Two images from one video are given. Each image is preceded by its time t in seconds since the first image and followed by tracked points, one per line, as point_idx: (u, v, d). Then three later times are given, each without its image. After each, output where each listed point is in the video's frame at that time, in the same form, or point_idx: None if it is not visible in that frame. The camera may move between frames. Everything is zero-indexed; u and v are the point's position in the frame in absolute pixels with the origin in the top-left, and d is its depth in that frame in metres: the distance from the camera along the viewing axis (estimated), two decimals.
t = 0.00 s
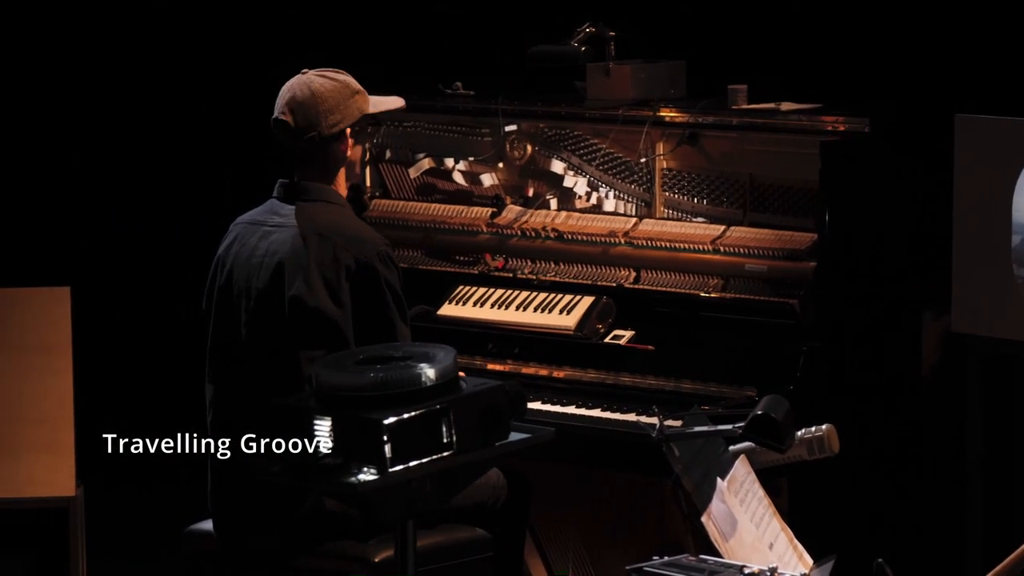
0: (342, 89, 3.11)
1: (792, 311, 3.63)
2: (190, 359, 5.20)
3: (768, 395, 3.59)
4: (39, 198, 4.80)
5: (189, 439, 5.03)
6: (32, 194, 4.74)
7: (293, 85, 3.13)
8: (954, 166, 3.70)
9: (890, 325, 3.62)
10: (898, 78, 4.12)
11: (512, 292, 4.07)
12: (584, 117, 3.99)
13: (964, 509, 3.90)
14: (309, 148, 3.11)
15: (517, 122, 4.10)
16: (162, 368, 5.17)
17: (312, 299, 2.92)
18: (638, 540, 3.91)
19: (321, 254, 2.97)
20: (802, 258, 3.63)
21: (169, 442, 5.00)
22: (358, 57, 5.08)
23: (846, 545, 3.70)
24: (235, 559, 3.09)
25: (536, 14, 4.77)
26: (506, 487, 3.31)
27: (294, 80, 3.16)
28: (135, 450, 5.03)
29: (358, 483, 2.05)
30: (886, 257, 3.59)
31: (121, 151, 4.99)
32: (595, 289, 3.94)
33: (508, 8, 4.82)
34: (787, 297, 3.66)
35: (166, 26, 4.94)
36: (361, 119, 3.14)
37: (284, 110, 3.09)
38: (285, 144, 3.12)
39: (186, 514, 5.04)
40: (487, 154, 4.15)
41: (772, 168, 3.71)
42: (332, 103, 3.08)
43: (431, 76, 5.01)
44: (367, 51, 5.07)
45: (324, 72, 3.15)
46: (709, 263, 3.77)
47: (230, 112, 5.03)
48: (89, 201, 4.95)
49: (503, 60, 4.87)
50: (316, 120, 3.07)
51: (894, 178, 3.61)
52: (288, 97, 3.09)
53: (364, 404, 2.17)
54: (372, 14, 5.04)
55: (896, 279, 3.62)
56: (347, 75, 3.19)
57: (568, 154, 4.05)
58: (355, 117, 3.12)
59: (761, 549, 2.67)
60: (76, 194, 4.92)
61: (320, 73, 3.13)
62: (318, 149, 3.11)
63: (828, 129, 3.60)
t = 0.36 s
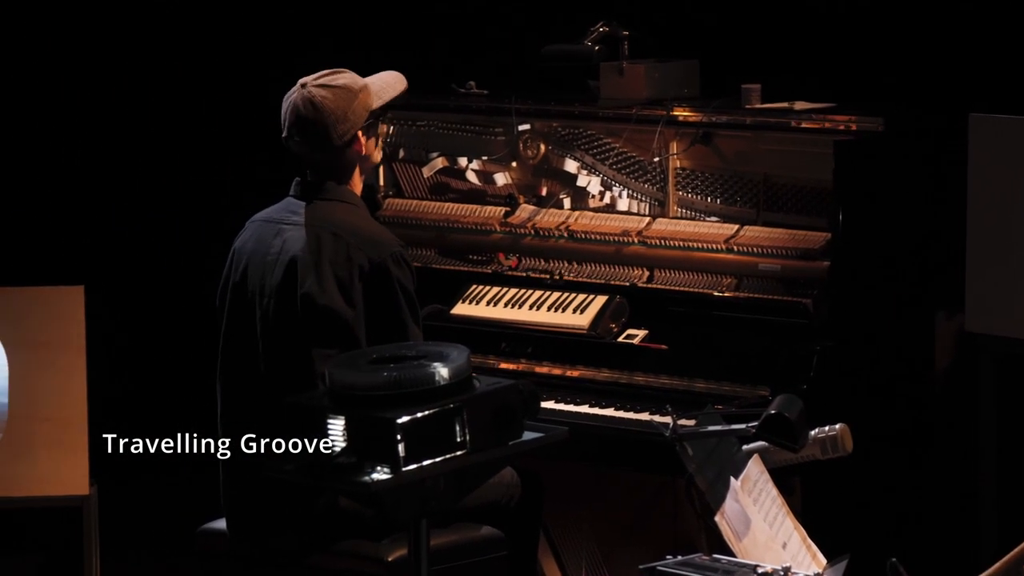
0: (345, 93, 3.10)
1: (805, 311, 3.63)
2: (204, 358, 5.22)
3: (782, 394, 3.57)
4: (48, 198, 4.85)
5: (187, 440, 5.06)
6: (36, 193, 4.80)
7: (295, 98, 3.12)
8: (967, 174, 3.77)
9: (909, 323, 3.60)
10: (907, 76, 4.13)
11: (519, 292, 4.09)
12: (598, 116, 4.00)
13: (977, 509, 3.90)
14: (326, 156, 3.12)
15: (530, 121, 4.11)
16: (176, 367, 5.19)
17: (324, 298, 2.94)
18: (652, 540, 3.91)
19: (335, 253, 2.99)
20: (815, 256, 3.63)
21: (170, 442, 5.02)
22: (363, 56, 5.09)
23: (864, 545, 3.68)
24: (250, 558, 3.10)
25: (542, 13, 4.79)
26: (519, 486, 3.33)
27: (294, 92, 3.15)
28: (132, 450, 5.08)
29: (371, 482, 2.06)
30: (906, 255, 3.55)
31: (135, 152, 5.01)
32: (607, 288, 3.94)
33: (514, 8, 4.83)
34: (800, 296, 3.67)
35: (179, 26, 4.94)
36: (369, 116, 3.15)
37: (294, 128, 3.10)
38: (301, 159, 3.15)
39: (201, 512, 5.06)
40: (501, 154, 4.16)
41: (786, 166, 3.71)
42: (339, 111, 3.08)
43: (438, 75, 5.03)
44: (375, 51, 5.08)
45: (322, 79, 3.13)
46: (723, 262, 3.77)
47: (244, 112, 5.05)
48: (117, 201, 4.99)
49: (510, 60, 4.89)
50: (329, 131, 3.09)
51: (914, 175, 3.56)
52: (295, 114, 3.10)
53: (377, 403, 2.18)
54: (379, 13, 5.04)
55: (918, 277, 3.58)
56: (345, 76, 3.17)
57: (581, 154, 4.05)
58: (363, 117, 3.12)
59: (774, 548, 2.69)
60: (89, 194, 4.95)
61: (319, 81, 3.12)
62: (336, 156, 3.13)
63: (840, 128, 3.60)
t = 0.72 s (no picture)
0: (342, 98, 3.06)
1: (820, 310, 3.66)
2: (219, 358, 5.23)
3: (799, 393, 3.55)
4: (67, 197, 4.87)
5: (187, 439, 5.10)
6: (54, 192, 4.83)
7: (292, 109, 3.08)
8: (983, 171, 3.70)
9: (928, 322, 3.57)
10: (918, 75, 4.13)
11: (538, 289, 4.09)
12: (613, 115, 4.00)
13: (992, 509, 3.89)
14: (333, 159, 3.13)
15: (545, 120, 4.11)
16: (192, 367, 5.21)
17: (341, 292, 2.93)
18: (667, 539, 3.91)
19: (353, 249, 3.00)
20: (830, 256, 3.64)
21: (170, 442, 5.06)
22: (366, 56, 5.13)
23: (879, 546, 3.67)
24: (265, 557, 3.10)
25: (553, 14, 4.80)
26: (533, 485, 3.33)
27: (290, 102, 3.10)
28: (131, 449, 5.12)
29: (386, 481, 2.05)
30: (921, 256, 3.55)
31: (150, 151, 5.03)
32: (623, 288, 3.96)
33: (524, 9, 4.85)
34: (814, 296, 3.69)
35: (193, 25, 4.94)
36: (368, 112, 3.12)
37: (299, 141, 3.09)
38: (308, 164, 3.16)
39: (216, 511, 5.08)
40: (515, 153, 4.17)
41: (801, 166, 3.72)
42: (338, 117, 3.05)
43: (449, 75, 5.04)
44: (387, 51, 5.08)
45: (314, 86, 3.07)
46: (738, 261, 3.78)
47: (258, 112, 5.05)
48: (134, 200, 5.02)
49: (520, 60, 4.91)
50: (333, 139, 3.08)
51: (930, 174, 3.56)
52: (297, 128, 3.07)
53: (393, 403, 2.18)
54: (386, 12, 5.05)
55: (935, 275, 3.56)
56: (337, 76, 3.11)
57: (596, 153, 4.05)
58: (363, 115, 3.10)
59: (790, 548, 2.70)
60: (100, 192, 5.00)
61: (313, 90, 3.06)
62: (345, 158, 3.12)
63: (853, 127, 3.61)
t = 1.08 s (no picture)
0: (364, 99, 3.06)
1: (831, 310, 3.65)
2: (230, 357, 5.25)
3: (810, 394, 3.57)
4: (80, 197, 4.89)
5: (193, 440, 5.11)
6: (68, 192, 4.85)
7: (315, 109, 3.09)
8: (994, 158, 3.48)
9: (943, 322, 3.55)
10: (922, 74, 4.14)
11: (550, 289, 4.10)
12: (625, 114, 4.00)
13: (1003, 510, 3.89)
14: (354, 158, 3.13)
15: (557, 120, 4.11)
16: (204, 367, 5.22)
17: (363, 295, 2.92)
18: (679, 539, 3.91)
19: (375, 250, 3.00)
20: (842, 255, 3.63)
21: (167, 443, 5.07)
22: (366, 57, 5.19)
23: (889, 545, 3.67)
24: (276, 556, 3.12)
25: (558, 14, 4.82)
26: (545, 484, 3.34)
27: (314, 102, 3.11)
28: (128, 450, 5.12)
29: (397, 480, 2.06)
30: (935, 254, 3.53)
31: (161, 151, 5.03)
32: (634, 288, 3.96)
33: (536, 9, 4.86)
34: (826, 296, 3.68)
35: (205, 25, 4.94)
36: (391, 114, 3.12)
37: (321, 141, 3.11)
38: (331, 163, 3.16)
39: (227, 511, 5.10)
40: (526, 153, 4.17)
41: (813, 165, 3.72)
42: (360, 118, 3.05)
43: (455, 75, 5.07)
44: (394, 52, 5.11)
45: (337, 87, 3.08)
46: (748, 261, 3.78)
47: (270, 111, 5.07)
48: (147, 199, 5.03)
49: (525, 60, 4.93)
50: (355, 139, 3.08)
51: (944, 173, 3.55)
52: (319, 127, 3.08)
53: (404, 402, 2.19)
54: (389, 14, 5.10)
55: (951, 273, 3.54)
56: (361, 77, 3.12)
57: (608, 152, 4.05)
58: (385, 116, 3.09)
59: (801, 548, 2.72)
60: (112, 191, 5.01)
61: (336, 90, 3.07)
62: (366, 159, 3.12)
63: (867, 127, 3.60)
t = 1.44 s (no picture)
0: (380, 100, 3.09)
1: (840, 309, 3.66)
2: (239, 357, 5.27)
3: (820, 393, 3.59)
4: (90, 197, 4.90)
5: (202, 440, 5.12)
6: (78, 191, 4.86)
7: (330, 105, 3.11)
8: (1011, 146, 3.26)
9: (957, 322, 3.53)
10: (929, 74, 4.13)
11: (557, 289, 4.11)
12: (633, 114, 4.00)
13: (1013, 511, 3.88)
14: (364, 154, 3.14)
15: (565, 120, 4.12)
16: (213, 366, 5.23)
17: (368, 296, 2.94)
18: (688, 539, 3.90)
19: (379, 249, 3.01)
20: (850, 255, 3.64)
21: (176, 442, 5.08)
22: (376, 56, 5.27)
23: (899, 545, 3.66)
24: (285, 556, 3.12)
25: (566, 14, 4.83)
26: (553, 484, 3.34)
27: (329, 97, 3.13)
28: (129, 450, 5.14)
29: (406, 480, 2.07)
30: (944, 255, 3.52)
31: (170, 150, 5.06)
32: (642, 288, 3.97)
33: (545, 10, 4.87)
34: (835, 296, 3.68)
35: (214, 26, 4.96)
36: (405, 117, 3.14)
37: (332, 137, 3.12)
38: (342, 161, 3.17)
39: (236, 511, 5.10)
40: (535, 153, 4.17)
41: (822, 165, 3.71)
42: (375, 118, 3.08)
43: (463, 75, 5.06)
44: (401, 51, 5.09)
45: (355, 85, 3.10)
46: (757, 261, 3.78)
47: (280, 112, 5.08)
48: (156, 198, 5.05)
49: (533, 61, 4.94)
50: (367, 138, 3.09)
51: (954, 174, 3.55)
52: (331, 124, 3.10)
53: (412, 402, 2.19)
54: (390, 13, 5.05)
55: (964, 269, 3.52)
56: (379, 77, 3.14)
57: (616, 152, 4.05)
58: (400, 119, 3.12)
59: (809, 547, 2.72)
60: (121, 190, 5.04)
61: (353, 88, 3.09)
62: (377, 159, 3.13)
63: (876, 127, 3.59)
